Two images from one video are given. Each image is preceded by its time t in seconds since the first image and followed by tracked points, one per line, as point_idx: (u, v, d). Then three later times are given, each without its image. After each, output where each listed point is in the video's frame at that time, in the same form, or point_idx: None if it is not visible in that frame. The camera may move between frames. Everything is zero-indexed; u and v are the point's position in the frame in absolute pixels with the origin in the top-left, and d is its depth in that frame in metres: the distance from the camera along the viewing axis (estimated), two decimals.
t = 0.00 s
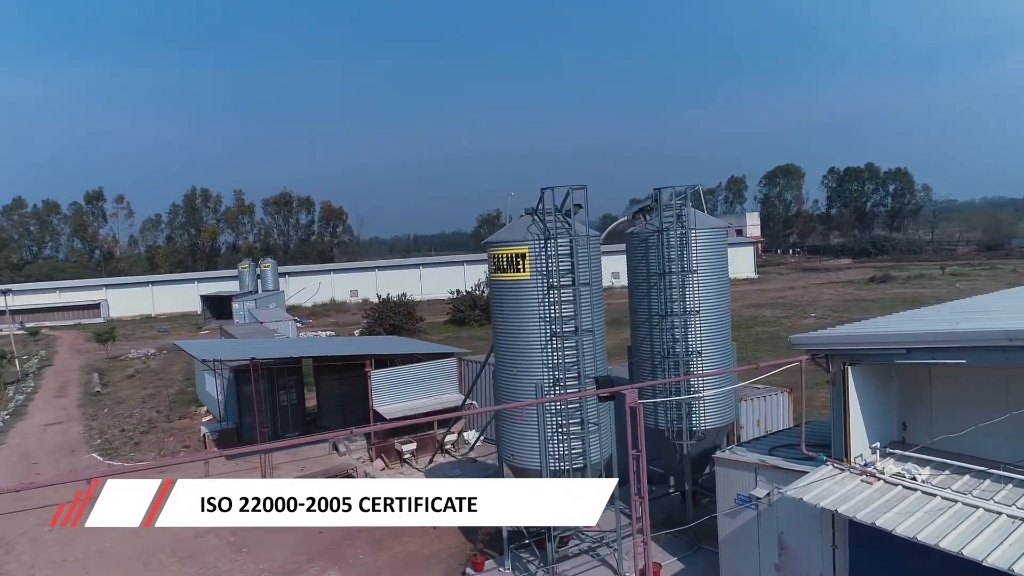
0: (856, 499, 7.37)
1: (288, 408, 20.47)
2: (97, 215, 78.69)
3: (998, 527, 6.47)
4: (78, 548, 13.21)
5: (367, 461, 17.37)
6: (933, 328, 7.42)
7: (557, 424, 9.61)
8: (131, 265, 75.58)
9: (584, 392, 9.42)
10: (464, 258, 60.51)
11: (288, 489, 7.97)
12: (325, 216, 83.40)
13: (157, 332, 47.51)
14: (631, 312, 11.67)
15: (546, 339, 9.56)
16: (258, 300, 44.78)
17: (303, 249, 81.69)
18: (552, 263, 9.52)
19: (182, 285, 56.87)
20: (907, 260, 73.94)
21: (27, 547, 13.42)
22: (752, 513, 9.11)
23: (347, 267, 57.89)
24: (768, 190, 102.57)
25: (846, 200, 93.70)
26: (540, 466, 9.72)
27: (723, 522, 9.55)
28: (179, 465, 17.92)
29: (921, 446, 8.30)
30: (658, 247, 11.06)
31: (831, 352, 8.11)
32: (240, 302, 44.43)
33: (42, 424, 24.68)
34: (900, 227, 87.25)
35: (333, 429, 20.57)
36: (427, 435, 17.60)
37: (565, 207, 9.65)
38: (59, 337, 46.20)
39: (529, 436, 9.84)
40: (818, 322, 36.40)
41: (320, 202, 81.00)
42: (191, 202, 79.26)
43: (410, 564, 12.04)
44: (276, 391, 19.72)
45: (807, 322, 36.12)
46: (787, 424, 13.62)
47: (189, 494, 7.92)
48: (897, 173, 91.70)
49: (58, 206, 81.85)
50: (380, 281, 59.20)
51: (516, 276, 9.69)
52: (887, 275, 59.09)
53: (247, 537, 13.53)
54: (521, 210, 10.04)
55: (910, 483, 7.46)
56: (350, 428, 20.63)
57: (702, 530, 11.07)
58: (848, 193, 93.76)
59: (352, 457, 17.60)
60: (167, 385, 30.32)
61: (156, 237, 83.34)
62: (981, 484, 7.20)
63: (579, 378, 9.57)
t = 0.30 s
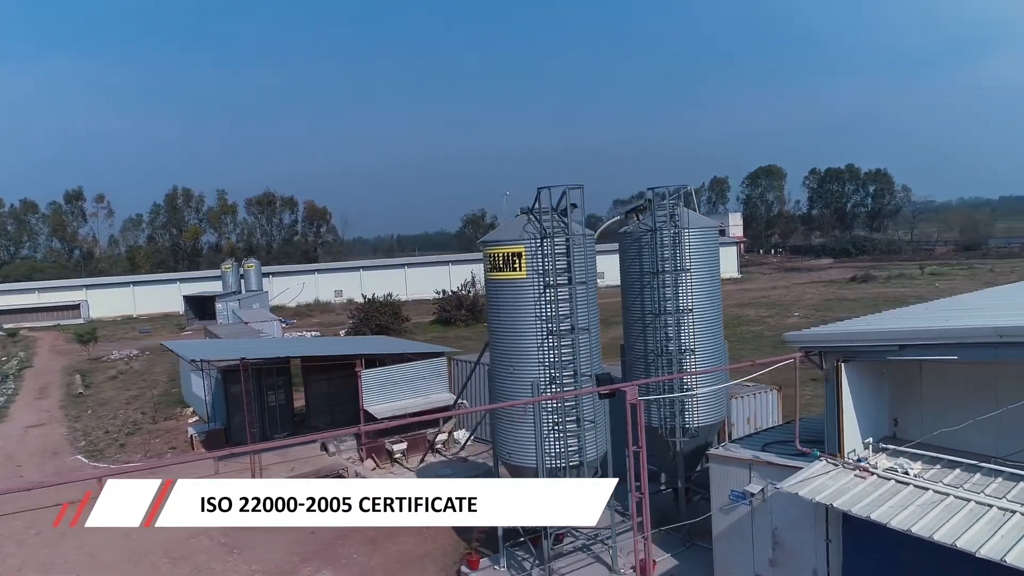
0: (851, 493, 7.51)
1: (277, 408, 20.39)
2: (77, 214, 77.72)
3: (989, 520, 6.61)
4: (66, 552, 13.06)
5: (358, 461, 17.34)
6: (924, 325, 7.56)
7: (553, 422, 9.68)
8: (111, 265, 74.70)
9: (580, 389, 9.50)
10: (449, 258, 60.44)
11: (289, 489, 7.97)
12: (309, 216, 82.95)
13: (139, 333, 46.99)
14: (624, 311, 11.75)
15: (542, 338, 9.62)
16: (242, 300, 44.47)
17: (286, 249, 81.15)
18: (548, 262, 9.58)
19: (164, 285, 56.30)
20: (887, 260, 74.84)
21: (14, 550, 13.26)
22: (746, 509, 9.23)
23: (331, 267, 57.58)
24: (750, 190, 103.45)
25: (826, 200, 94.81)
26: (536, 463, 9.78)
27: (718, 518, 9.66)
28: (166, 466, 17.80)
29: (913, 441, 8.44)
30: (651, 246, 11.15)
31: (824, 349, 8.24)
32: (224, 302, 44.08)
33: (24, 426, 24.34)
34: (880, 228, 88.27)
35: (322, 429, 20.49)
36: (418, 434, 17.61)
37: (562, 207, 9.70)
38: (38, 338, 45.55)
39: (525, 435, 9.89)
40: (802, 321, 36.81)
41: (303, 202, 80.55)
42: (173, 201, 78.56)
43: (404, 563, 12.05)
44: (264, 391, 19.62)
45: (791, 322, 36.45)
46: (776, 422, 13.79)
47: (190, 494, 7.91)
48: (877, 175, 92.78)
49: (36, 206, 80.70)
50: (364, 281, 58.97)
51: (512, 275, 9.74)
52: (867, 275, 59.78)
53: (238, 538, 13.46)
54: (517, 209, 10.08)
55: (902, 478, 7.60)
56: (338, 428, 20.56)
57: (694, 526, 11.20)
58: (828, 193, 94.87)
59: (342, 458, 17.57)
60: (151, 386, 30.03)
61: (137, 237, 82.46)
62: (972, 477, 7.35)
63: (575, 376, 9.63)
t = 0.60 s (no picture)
0: (846, 488, 7.62)
1: (266, 409, 20.28)
2: (57, 214, 76.68)
3: (983, 513, 6.74)
4: (55, 554, 12.92)
5: (349, 461, 17.30)
6: (917, 323, 7.69)
7: (550, 420, 9.73)
8: (92, 265, 73.74)
9: (577, 387, 9.56)
10: (435, 258, 60.28)
11: (288, 489, 8.01)
12: (293, 215, 82.44)
13: (121, 334, 46.45)
14: (617, 310, 11.82)
15: (539, 336, 9.66)
16: (227, 300, 44.15)
17: (270, 249, 80.56)
18: (545, 261, 9.64)
19: (147, 286, 55.72)
20: (869, 259, 75.66)
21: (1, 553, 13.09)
22: (741, 505, 9.31)
23: (316, 267, 57.27)
24: (733, 191, 104.18)
25: (808, 201, 95.69)
26: (532, 461, 9.82)
27: (712, 514, 9.75)
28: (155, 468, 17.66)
29: (904, 436, 8.59)
30: (645, 246, 11.23)
31: (819, 347, 8.36)
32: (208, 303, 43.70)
33: (6, 428, 24.00)
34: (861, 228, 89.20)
35: (311, 429, 20.40)
36: (409, 434, 17.60)
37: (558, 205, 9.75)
38: (18, 339, 44.88)
39: (521, 433, 9.93)
40: (787, 320, 37.14)
41: (288, 202, 80.03)
42: (155, 201, 77.82)
43: (399, 562, 12.06)
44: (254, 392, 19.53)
45: (776, 321, 36.79)
46: (767, 420, 13.94)
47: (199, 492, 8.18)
48: (859, 176, 93.79)
49: (15, 205, 79.49)
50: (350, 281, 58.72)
51: (508, 275, 9.77)
52: (849, 274, 60.38)
53: (231, 539, 13.40)
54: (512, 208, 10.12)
55: (896, 473, 7.72)
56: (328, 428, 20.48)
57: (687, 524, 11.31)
58: (811, 193, 95.77)
59: (333, 458, 17.53)
60: (136, 387, 29.72)
61: (119, 237, 81.53)
62: (964, 472, 7.49)
63: (572, 374, 9.70)
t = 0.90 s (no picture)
0: (842, 483, 7.76)
1: (255, 410, 20.13)
2: (36, 213, 75.63)
3: (977, 506, 6.89)
4: (45, 557, 12.78)
5: (340, 462, 17.26)
6: (911, 320, 7.83)
7: (547, 418, 9.81)
8: (72, 266, 72.76)
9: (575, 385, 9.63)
10: (421, 258, 60.12)
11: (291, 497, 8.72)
12: (277, 215, 81.86)
13: (103, 335, 45.88)
14: (612, 309, 11.91)
15: (536, 334, 9.73)
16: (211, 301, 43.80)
17: (254, 250, 79.96)
18: (542, 260, 9.71)
19: (129, 287, 55.10)
20: (850, 259, 76.52)
21: None
22: (737, 500, 9.45)
23: (301, 267, 56.94)
24: (717, 191, 104.96)
25: (791, 201, 96.50)
26: (529, 458, 9.87)
27: (708, 511, 9.87)
28: (144, 470, 17.50)
29: (896, 431, 8.74)
30: (640, 245, 11.32)
31: (814, 344, 8.50)
32: (192, 303, 43.29)
33: None
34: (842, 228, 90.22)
35: (301, 430, 20.28)
36: (400, 434, 17.59)
37: (555, 205, 9.82)
38: None
39: (519, 430, 9.98)
40: (771, 319, 37.51)
41: (271, 202, 79.46)
42: (137, 200, 77.05)
43: (394, 561, 12.08)
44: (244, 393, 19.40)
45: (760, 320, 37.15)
46: (757, 417, 14.10)
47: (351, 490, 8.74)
48: (840, 177, 94.84)
49: None
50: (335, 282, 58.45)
51: (506, 273, 9.83)
52: (831, 274, 61.06)
53: (223, 540, 13.34)
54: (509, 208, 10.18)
55: (890, 468, 7.88)
56: (318, 429, 20.39)
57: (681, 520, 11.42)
58: (793, 194, 96.58)
59: (324, 458, 17.48)
60: (121, 389, 29.40)
61: (99, 237, 80.53)
62: (956, 465, 7.65)
63: (569, 372, 9.78)
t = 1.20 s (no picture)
0: (838, 478, 7.89)
1: (245, 410, 20.04)
2: (16, 213, 74.60)
3: (970, 499, 7.04)
4: (36, 559, 12.66)
5: (333, 462, 17.22)
6: (905, 318, 7.97)
7: (545, 416, 9.88)
8: (53, 266, 71.83)
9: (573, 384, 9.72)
10: (408, 258, 60.00)
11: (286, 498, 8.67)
12: (262, 215, 81.29)
13: (86, 337, 45.34)
14: (607, 309, 11.98)
15: (534, 334, 9.80)
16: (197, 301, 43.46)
17: (238, 250, 79.36)
18: (540, 260, 9.77)
19: (112, 287, 54.48)
20: (833, 259, 77.32)
21: None
22: (732, 497, 9.57)
23: (286, 267, 56.64)
24: (702, 192, 105.67)
25: (774, 202, 97.29)
26: (527, 457, 9.93)
27: (703, 507, 9.97)
28: (133, 472, 17.34)
29: (890, 427, 8.88)
30: (634, 245, 11.41)
31: (810, 342, 8.63)
32: (177, 304, 42.89)
33: None
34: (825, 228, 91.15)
35: (292, 430, 20.22)
36: (393, 434, 17.59)
37: (553, 204, 9.88)
38: None
39: (517, 429, 10.04)
40: (757, 319, 37.87)
41: (257, 202, 78.98)
42: (119, 200, 76.24)
43: (389, 561, 12.08)
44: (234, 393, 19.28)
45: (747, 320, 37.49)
46: (748, 415, 14.27)
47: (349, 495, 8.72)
48: (823, 177, 95.83)
49: None
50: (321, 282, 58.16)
51: (504, 272, 9.88)
52: (815, 274, 61.66)
53: (217, 542, 13.28)
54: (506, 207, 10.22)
55: (885, 463, 8.01)
56: (309, 428, 20.33)
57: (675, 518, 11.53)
58: (776, 195, 97.37)
59: (316, 458, 17.43)
60: (106, 390, 29.11)
61: (81, 237, 79.58)
62: (949, 460, 7.80)
63: (567, 371, 9.85)
